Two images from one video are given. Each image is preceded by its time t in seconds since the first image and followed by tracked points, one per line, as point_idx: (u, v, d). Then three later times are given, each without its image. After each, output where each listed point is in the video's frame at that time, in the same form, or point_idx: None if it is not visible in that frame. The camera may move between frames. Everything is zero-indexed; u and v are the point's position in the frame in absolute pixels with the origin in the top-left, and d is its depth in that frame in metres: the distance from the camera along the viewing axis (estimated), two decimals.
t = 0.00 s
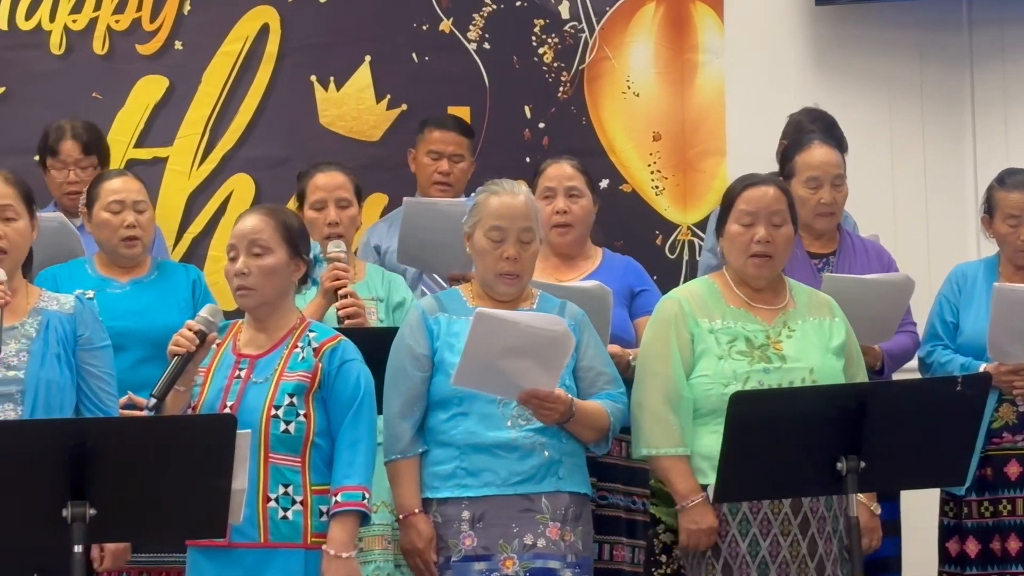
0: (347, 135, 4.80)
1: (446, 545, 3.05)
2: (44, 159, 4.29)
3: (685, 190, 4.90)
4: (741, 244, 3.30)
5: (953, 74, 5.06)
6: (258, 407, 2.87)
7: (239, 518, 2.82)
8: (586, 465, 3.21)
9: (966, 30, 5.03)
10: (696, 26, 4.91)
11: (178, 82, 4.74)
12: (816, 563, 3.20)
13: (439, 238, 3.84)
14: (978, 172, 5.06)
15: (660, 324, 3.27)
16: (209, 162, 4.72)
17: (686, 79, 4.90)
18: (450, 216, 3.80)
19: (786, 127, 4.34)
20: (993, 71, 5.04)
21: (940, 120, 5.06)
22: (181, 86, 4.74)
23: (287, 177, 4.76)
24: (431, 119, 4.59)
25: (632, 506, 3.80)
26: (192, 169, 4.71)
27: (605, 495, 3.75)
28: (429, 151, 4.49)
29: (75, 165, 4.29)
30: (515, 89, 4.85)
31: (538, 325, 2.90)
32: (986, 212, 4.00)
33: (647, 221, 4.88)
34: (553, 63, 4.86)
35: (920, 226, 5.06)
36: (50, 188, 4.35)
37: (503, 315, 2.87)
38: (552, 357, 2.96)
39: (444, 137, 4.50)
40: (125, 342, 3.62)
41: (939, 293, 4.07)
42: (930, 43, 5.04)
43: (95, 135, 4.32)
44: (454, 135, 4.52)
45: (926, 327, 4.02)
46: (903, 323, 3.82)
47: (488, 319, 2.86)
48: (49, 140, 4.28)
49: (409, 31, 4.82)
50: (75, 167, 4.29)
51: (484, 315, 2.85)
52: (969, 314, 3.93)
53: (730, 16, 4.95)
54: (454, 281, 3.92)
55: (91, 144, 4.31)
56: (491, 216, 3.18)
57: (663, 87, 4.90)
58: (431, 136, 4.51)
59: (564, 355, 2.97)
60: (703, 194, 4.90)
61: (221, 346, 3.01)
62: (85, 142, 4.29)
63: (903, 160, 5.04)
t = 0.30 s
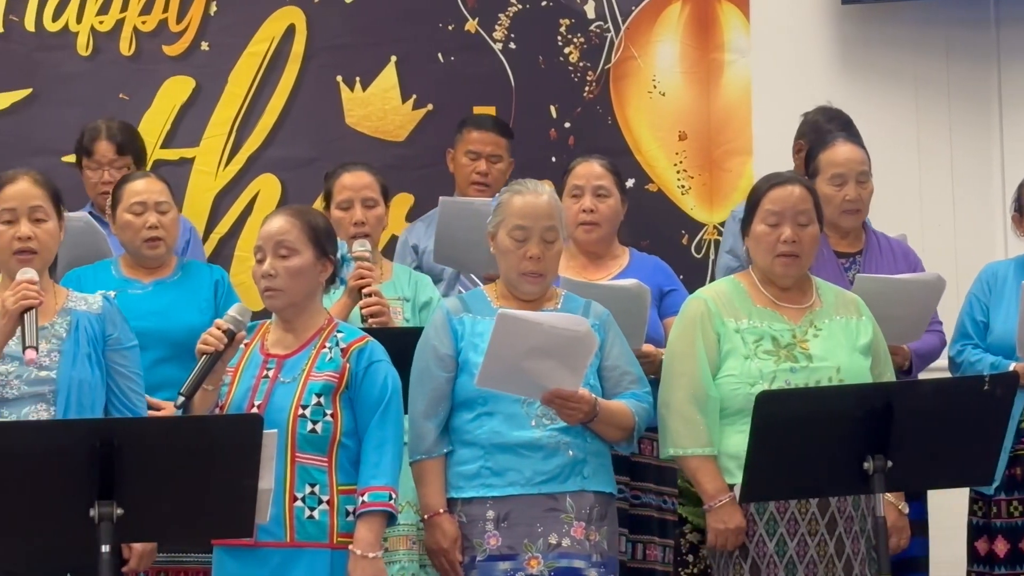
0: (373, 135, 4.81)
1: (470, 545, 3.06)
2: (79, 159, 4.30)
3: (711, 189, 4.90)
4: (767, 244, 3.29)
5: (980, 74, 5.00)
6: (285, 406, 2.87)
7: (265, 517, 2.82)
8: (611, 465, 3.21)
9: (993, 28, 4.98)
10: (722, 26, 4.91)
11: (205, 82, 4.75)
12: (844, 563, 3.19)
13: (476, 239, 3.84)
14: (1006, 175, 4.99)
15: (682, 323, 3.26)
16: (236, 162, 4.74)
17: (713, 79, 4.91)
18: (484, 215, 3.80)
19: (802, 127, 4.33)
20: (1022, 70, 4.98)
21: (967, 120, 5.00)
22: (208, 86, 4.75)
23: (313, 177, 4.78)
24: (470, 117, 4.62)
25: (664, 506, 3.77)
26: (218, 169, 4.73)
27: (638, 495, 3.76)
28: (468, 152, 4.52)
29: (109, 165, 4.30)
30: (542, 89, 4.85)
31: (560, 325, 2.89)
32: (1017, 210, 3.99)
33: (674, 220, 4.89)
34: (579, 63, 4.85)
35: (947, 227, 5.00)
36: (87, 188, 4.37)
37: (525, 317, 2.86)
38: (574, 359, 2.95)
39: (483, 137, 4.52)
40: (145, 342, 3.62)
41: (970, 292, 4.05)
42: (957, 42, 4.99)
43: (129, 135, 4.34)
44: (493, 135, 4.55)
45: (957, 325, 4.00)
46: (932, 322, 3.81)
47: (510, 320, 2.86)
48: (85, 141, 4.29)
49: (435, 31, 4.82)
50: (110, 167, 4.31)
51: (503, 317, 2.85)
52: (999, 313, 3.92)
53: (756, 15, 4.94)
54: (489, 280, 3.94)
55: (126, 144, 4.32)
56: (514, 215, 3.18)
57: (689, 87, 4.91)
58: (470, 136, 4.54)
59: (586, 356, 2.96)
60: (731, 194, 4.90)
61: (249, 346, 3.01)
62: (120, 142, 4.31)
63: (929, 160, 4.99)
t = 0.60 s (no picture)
0: (397, 136, 4.81)
1: (491, 545, 3.05)
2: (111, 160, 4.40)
3: (736, 190, 4.89)
4: (786, 244, 3.28)
5: (1006, 72, 4.95)
6: (314, 406, 2.88)
7: (291, 517, 2.81)
8: (633, 466, 3.20)
9: (1019, 26, 4.94)
10: (746, 26, 4.90)
11: (230, 84, 4.76)
12: (857, 564, 3.16)
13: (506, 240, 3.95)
14: None
15: (701, 326, 3.29)
16: (261, 163, 4.74)
17: (737, 80, 4.90)
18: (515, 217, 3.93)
19: (818, 127, 4.31)
20: None
21: (993, 118, 4.95)
22: (232, 88, 4.77)
23: (337, 178, 4.78)
24: (506, 118, 4.67)
25: (695, 505, 3.85)
26: (243, 171, 4.73)
27: (673, 494, 3.82)
28: (503, 152, 4.57)
29: (140, 167, 4.38)
30: (566, 90, 4.84)
31: (579, 327, 2.90)
32: None
33: (698, 220, 4.87)
34: (603, 63, 4.85)
35: (973, 225, 4.95)
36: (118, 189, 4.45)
37: (541, 321, 2.88)
38: (592, 360, 2.94)
39: (518, 138, 4.58)
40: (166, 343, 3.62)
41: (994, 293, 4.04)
42: (982, 41, 4.95)
43: (159, 136, 4.42)
44: (528, 136, 4.61)
45: (982, 326, 3.99)
46: (957, 322, 3.81)
47: (528, 324, 2.87)
48: (116, 143, 4.37)
49: (459, 32, 4.83)
50: (141, 169, 4.39)
51: (519, 320, 2.86)
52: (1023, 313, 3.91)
53: (779, 14, 4.95)
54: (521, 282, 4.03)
55: (157, 146, 4.41)
56: (536, 215, 3.19)
57: (713, 87, 4.90)
58: (505, 137, 4.59)
59: (605, 358, 2.95)
60: (755, 195, 4.89)
61: (273, 347, 3.01)
62: (151, 144, 4.39)
63: (954, 158, 4.95)
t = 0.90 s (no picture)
0: (420, 139, 4.81)
1: (516, 548, 3.05)
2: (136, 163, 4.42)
3: (759, 190, 4.89)
4: (804, 243, 3.25)
5: None
6: (345, 408, 2.88)
7: (312, 519, 2.81)
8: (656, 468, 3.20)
9: None
10: (769, 27, 4.88)
11: (253, 86, 4.77)
12: (859, 566, 3.13)
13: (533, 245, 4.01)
14: None
15: (717, 333, 3.33)
16: (284, 166, 4.75)
17: (760, 82, 4.89)
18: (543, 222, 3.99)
19: (838, 128, 4.30)
20: None
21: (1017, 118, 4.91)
22: (255, 90, 4.77)
23: (360, 181, 4.79)
24: (533, 121, 4.68)
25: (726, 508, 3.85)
26: (266, 173, 4.74)
27: (703, 496, 3.81)
28: (531, 154, 4.59)
29: (165, 169, 4.40)
30: (588, 92, 4.84)
31: (605, 333, 2.89)
32: None
33: (720, 222, 4.87)
34: (626, 65, 4.84)
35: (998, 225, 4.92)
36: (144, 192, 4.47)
37: (571, 325, 2.86)
38: (620, 365, 2.94)
39: (546, 140, 4.59)
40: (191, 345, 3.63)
41: None
42: (1005, 41, 4.91)
43: (185, 139, 4.44)
44: (557, 139, 4.61)
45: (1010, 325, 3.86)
46: (979, 323, 3.76)
47: (557, 329, 2.86)
48: (141, 145, 4.39)
49: (482, 35, 4.82)
50: (166, 172, 4.41)
51: (550, 326, 2.85)
52: None
53: (805, 17, 4.90)
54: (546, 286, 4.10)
55: (182, 148, 4.43)
56: (559, 216, 3.18)
57: (736, 89, 4.89)
58: (533, 139, 4.60)
59: (633, 363, 2.94)
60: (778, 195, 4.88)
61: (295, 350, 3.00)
62: (176, 147, 4.41)
63: (978, 158, 4.92)
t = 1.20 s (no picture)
0: (441, 141, 4.82)
1: (542, 550, 3.04)
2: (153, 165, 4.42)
3: (781, 193, 4.86)
4: (820, 244, 3.24)
5: None
6: (375, 410, 2.89)
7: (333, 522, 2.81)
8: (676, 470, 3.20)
9: None
10: (791, 29, 4.85)
11: (275, 89, 4.78)
12: (867, 569, 3.12)
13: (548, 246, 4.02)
14: None
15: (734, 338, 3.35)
16: (305, 169, 4.76)
17: (781, 83, 4.87)
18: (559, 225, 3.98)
19: (858, 128, 4.29)
20: None
21: None
22: (276, 93, 4.78)
23: (381, 183, 4.79)
24: (552, 122, 4.69)
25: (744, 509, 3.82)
26: (288, 175, 4.75)
27: (720, 498, 3.77)
28: (549, 156, 4.60)
29: (183, 172, 4.41)
30: (610, 94, 4.83)
31: (639, 338, 2.90)
32: None
33: (742, 224, 4.86)
34: (647, 67, 4.83)
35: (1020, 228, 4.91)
36: (161, 195, 4.48)
37: (607, 331, 2.86)
38: (652, 369, 2.95)
39: (565, 141, 4.60)
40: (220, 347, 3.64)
41: None
42: None
43: (203, 142, 4.45)
44: (576, 140, 4.62)
45: None
46: (1002, 324, 3.69)
47: (589, 335, 2.85)
48: (159, 147, 4.40)
49: (503, 37, 4.82)
50: (184, 174, 4.42)
51: (588, 332, 2.84)
52: None
53: (826, 17, 4.87)
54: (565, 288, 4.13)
55: (200, 150, 4.43)
56: (580, 219, 3.18)
57: (757, 91, 4.87)
58: (552, 140, 4.61)
59: (662, 368, 2.96)
60: (802, 197, 4.84)
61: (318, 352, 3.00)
62: (194, 149, 4.42)
63: (1001, 160, 4.91)
